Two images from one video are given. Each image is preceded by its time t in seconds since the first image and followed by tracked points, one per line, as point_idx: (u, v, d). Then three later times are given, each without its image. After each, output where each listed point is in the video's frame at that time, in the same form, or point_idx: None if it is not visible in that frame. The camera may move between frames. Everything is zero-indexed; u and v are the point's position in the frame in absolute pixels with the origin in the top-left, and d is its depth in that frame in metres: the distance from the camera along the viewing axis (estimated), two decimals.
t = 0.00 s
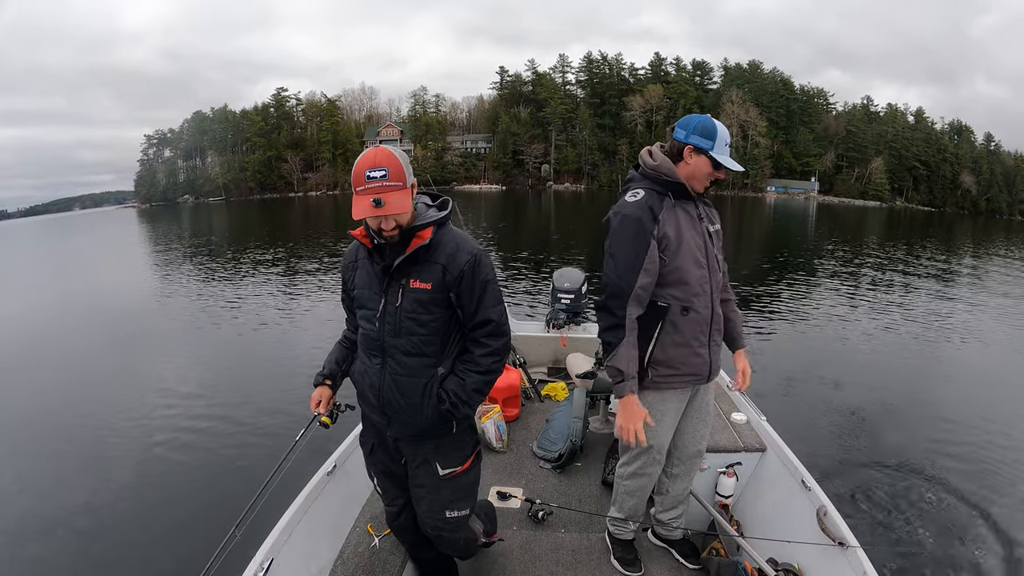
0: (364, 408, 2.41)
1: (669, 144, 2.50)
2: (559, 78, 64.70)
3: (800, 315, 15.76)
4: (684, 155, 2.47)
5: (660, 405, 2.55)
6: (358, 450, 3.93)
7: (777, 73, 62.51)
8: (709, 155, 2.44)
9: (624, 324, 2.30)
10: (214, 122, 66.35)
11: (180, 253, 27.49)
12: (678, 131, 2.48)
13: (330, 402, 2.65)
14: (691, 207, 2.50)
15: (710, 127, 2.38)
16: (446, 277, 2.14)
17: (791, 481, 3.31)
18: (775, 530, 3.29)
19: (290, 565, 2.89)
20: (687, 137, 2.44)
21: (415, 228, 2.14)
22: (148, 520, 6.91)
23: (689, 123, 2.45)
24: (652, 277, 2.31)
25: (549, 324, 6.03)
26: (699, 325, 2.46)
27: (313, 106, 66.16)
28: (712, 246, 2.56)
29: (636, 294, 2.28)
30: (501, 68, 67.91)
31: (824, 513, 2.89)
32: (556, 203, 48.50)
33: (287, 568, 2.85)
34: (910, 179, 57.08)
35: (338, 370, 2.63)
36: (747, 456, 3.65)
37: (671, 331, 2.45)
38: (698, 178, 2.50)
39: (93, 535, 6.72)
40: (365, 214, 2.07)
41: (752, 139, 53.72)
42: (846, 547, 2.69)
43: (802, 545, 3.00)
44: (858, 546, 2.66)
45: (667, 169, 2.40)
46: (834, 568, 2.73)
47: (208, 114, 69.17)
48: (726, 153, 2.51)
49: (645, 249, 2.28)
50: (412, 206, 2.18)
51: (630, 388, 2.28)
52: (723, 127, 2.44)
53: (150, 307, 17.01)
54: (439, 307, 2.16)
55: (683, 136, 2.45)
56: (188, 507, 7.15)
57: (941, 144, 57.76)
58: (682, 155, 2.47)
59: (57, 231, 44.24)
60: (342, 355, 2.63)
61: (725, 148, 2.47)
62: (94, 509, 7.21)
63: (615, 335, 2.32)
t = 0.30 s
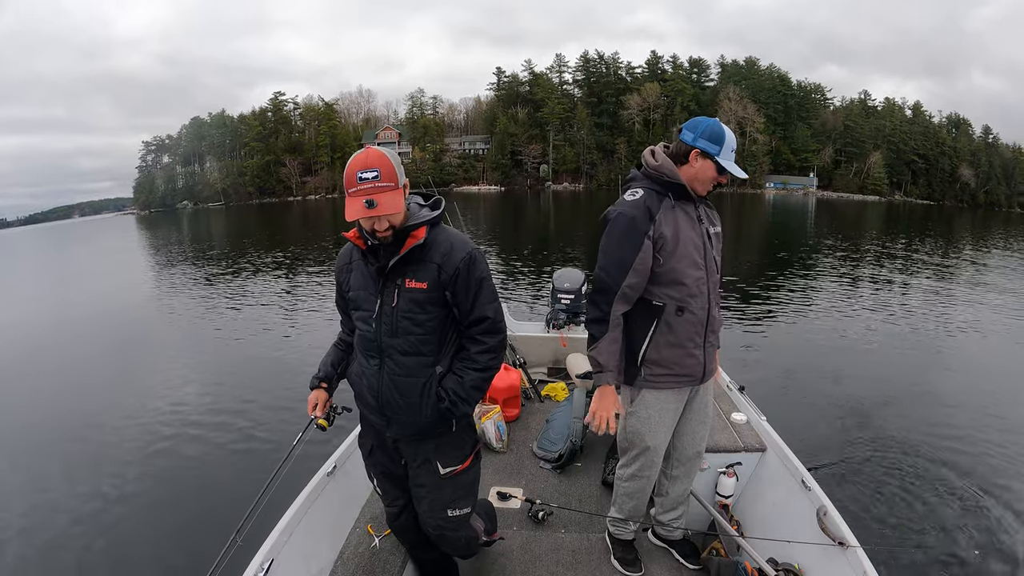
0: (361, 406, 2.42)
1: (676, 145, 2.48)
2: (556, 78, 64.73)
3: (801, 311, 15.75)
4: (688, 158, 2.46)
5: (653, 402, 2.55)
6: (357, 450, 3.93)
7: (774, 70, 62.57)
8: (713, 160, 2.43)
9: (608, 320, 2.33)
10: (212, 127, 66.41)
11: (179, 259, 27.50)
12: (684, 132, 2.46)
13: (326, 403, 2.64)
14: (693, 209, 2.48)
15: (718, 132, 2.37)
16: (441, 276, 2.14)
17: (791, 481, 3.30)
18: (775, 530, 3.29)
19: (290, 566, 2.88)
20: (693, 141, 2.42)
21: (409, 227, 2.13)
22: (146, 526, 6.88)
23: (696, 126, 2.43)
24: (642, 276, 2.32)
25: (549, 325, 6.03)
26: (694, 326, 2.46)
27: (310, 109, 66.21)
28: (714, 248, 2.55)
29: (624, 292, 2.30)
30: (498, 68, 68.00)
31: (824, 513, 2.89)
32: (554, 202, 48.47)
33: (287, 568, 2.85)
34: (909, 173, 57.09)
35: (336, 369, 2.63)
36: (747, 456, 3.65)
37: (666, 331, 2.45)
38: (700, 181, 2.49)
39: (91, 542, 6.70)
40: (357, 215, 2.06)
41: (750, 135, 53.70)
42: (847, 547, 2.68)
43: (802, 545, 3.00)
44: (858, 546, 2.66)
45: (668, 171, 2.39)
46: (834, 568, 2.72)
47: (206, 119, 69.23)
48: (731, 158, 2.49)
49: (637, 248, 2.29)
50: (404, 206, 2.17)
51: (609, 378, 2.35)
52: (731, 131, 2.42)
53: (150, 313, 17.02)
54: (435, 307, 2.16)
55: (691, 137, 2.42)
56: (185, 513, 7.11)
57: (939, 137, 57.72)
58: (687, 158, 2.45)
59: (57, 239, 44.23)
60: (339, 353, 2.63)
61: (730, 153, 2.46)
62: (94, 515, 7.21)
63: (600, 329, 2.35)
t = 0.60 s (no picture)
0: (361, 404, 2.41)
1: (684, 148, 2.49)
2: (555, 76, 64.69)
3: (799, 310, 15.79)
4: (699, 159, 2.46)
5: (654, 401, 2.55)
6: (358, 451, 3.93)
7: (773, 69, 62.63)
8: (723, 162, 2.44)
9: (612, 317, 2.34)
10: (211, 125, 66.32)
11: (178, 257, 27.44)
12: (694, 134, 2.47)
13: (326, 402, 2.62)
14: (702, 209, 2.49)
15: (728, 134, 2.37)
16: (443, 276, 2.14)
17: (792, 481, 3.31)
18: (775, 530, 3.29)
19: (291, 566, 2.88)
20: (705, 142, 2.41)
21: (411, 228, 2.13)
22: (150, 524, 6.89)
23: (708, 128, 2.43)
24: (648, 275, 2.32)
25: (549, 325, 6.03)
26: (695, 327, 2.46)
27: (309, 108, 66.16)
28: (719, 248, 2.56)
29: (628, 290, 2.30)
30: (498, 67, 67.99)
31: (825, 513, 2.89)
32: (553, 202, 48.42)
33: (287, 569, 2.85)
34: (907, 173, 57.12)
35: (335, 363, 2.61)
36: (747, 456, 3.65)
37: (668, 330, 2.45)
38: (710, 184, 2.50)
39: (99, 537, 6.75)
40: (359, 214, 2.06)
41: (749, 134, 53.72)
42: (847, 547, 2.69)
43: (803, 544, 3.01)
44: (858, 546, 2.66)
45: (677, 170, 2.39)
46: (834, 567, 2.73)
47: (205, 117, 69.11)
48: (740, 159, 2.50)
49: (645, 247, 2.29)
50: (407, 206, 2.16)
51: (609, 375, 2.36)
52: (740, 134, 2.42)
53: (149, 312, 16.97)
54: (437, 308, 2.16)
55: (703, 140, 2.42)
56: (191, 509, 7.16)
57: (938, 137, 57.74)
58: (698, 160, 2.46)
59: (54, 237, 44.11)
60: (339, 350, 2.62)
61: (739, 155, 2.46)
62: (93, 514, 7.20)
63: (602, 325, 2.36)
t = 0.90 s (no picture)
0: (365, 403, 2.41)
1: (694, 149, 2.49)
2: (556, 76, 64.63)
3: (797, 312, 15.82)
4: (708, 161, 2.47)
5: (656, 401, 2.56)
6: (358, 450, 3.93)
7: (774, 72, 62.75)
8: (734, 163, 2.44)
9: (619, 317, 2.34)
10: (211, 120, 66.16)
11: (175, 251, 27.37)
12: (703, 136, 2.48)
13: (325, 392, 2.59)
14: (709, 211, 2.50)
15: (738, 135, 2.37)
16: (448, 277, 2.14)
17: (791, 481, 3.32)
18: (775, 530, 3.30)
19: (290, 565, 2.88)
20: (714, 145, 2.43)
21: (417, 228, 2.13)
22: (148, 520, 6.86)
23: (716, 130, 2.44)
24: (657, 276, 2.32)
25: (549, 324, 6.03)
26: (700, 329, 2.46)
27: (309, 103, 66.06)
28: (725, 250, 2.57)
29: (638, 290, 2.30)
30: (499, 66, 67.98)
31: (825, 513, 2.90)
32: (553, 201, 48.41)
33: (287, 568, 2.85)
34: (906, 177, 57.24)
35: (338, 360, 2.60)
36: (747, 456, 3.66)
37: (673, 331, 2.46)
38: (720, 186, 2.51)
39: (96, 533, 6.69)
40: (367, 213, 2.06)
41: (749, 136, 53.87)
42: (847, 547, 2.70)
43: (802, 545, 3.02)
44: (857, 546, 2.67)
45: (687, 171, 2.40)
46: (834, 567, 2.74)
47: (205, 111, 68.91)
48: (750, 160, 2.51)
49: (654, 248, 2.29)
50: (413, 206, 2.17)
51: (619, 376, 2.36)
52: (750, 135, 2.42)
53: (147, 305, 16.93)
54: (442, 308, 2.16)
55: (711, 142, 2.43)
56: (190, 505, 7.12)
57: (938, 142, 57.84)
58: (708, 162, 2.47)
59: (52, 229, 43.93)
60: (341, 345, 2.61)
61: (748, 156, 2.47)
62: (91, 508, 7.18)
63: (612, 326, 2.36)
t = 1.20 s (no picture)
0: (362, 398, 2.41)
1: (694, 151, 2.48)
2: (556, 76, 64.62)
3: (797, 314, 15.82)
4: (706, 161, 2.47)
5: (652, 399, 2.55)
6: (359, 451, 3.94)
7: (774, 74, 62.78)
8: (722, 159, 2.41)
9: (613, 312, 2.35)
10: (210, 120, 66.11)
11: (174, 251, 27.34)
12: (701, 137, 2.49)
13: (323, 391, 2.58)
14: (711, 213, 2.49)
15: (726, 131, 2.36)
16: (449, 278, 2.14)
17: (791, 481, 3.32)
18: (774, 530, 3.31)
19: (291, 565, 2.88)
20: (706, 142, 2.42)
21: (419, 227, 2.13)
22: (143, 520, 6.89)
23: (711, 129, 2.44)
24: (650, 273, 2.33)
25: (549, 324, 6.03)
26: (695, 330, 2.46)
27: (309, 103, 66.02)
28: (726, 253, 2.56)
29: (631, 286, 2.32)
30: (498, 66, 67.98)
31: (825, 513, 2.90)
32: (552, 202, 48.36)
33: (288, 568, 2.85)
34: (905, 179, 57.28)
35: (337, 362, 2.59)
36: (747, 456, 3.66)
37: (668, 331, 2.46)
38: (716, 184, 2.48)
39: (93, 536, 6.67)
40: (370, 211, 2.06)
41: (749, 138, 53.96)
42: (846, 547, 2.70)
43: (802, 545, 3.03)
44: (858, 546, 2.67)
45: (689, 172, 2.41)
46: (833, 567, 2.74)
47: (204, 111, 68.85)
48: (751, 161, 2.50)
49: (651, 246, 2.30)
50: (416, 205, 2.17)
51: (613, 368, 2.37)
52: (742, 130, 2.38)
53: (146, 305, 16.90)
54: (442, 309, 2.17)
55: (703, 141, 2.44)
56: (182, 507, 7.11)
57: (937, 144, 57.79)
58: (701, 161, 2.46)
59: (51, 229, 43.84)
60: (340, 345, 2.60)
61: (742, 152, 2.41)
62: (91, 509, 7.16)
63: (604, 320, 2.37)
